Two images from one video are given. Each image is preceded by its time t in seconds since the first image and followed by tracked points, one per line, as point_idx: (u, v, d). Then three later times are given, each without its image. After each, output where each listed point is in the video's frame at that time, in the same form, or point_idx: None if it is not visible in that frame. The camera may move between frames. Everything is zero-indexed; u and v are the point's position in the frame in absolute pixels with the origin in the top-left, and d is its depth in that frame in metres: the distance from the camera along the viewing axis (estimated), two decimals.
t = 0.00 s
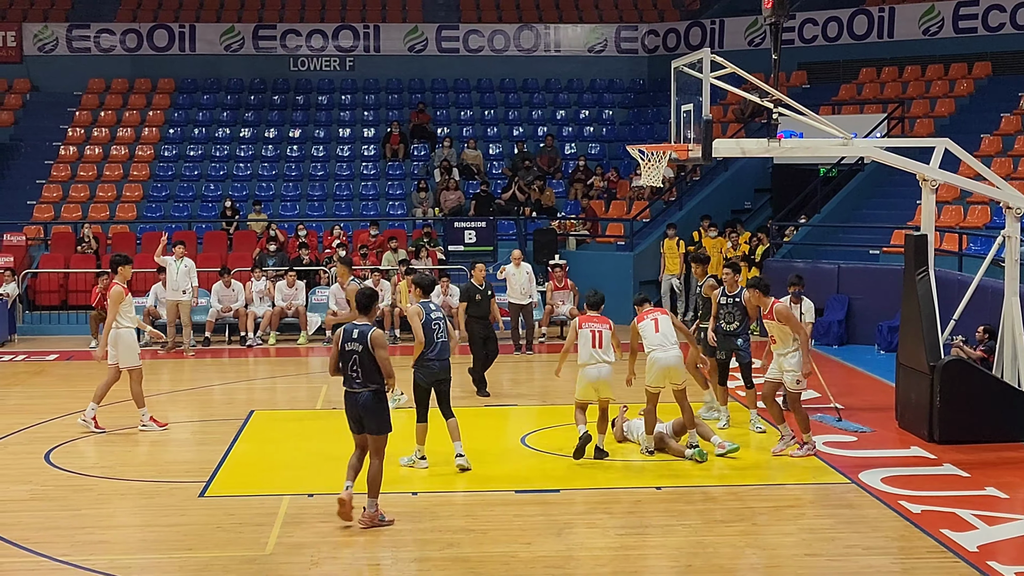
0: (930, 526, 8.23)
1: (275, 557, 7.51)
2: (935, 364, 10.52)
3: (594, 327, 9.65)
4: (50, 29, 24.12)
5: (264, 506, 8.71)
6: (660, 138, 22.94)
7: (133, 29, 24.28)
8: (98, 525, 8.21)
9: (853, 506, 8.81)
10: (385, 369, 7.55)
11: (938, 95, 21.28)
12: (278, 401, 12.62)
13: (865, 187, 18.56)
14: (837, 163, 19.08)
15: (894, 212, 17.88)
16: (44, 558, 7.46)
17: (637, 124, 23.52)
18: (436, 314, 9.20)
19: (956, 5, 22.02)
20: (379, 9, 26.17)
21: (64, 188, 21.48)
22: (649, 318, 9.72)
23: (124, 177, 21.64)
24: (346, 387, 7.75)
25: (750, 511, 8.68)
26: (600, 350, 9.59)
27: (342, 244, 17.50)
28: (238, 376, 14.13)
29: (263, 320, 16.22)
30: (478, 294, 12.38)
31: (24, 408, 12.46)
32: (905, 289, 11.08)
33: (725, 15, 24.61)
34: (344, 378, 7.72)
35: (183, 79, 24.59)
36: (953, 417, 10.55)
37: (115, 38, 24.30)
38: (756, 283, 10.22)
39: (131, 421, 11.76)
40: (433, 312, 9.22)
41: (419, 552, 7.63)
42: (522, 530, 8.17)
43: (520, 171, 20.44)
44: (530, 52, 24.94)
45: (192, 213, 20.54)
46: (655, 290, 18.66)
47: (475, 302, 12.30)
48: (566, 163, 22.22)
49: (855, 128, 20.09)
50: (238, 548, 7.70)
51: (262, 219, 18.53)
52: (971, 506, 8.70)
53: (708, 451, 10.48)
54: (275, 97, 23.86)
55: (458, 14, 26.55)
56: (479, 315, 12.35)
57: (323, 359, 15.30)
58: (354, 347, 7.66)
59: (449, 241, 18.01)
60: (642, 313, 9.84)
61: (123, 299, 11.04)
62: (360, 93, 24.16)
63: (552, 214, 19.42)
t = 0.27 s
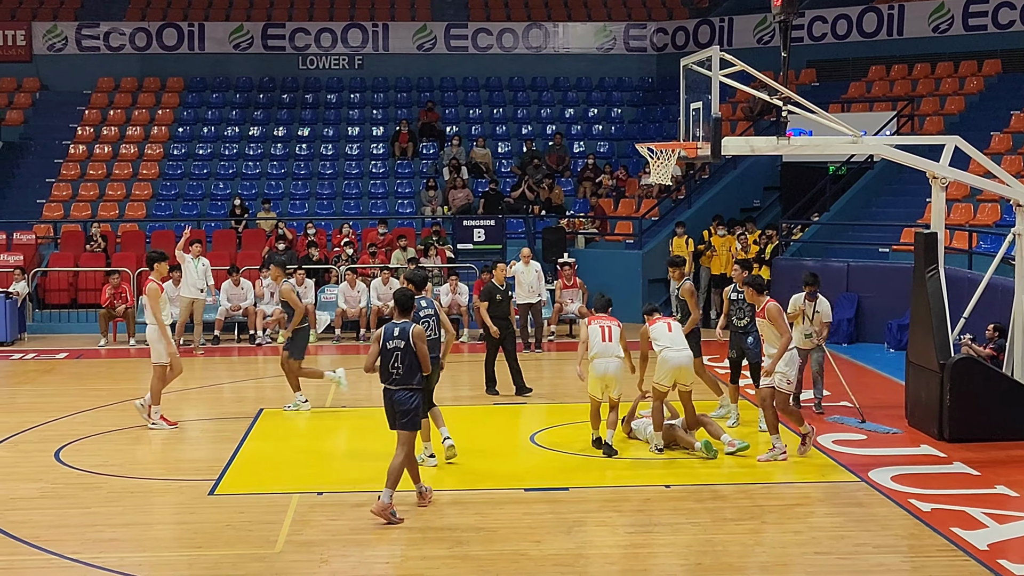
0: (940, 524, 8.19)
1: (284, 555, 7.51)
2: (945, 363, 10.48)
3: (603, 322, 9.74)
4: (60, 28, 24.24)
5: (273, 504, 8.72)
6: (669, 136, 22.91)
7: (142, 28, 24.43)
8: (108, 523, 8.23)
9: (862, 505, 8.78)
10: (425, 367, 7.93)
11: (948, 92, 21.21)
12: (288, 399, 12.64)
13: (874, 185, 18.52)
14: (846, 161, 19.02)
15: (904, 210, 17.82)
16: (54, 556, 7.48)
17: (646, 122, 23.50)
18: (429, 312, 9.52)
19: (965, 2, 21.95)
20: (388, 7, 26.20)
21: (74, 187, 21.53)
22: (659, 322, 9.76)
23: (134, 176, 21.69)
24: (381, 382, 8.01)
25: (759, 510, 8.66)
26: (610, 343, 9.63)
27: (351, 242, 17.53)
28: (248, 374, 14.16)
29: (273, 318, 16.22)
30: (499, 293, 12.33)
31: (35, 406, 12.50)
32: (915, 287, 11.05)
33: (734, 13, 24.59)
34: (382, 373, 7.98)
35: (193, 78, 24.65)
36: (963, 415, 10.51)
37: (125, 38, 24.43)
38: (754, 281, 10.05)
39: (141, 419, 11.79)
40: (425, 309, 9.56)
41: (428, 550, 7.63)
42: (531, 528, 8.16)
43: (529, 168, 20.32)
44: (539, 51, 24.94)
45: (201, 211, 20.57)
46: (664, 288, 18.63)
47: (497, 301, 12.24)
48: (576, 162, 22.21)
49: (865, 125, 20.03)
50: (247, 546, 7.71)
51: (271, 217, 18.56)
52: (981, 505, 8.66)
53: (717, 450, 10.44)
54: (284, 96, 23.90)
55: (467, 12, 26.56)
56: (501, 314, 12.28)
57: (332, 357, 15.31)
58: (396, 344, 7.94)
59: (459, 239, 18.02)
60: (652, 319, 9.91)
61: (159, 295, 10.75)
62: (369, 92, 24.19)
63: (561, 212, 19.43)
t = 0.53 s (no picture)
0: (957, 524, 8.15)
1: (301, 553, 7.52)
2: (962, 362, 10.42)
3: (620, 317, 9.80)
4: (77, 28, 24.36)
5: (289, 503, 8.73)
6: (684, 135, 22.86)
7: (158, 27, 24.53)
8: (125, 521, 8.26)
9: (879, 504, 8.74)
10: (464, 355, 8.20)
11: (965, 91, 21.09)
12: (304, 398, 12.66)
13: (890, 183, 18.44)
14: (862, 160, 18.94)
15: (920, 208, 17.74)
16: (72, 554, 7.51)
17: (661, 120, 23.45)
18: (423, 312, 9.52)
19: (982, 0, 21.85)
20: (404, 6, 26.22)
21: (90, 186, 21.61)
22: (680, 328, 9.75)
23: (150, 175, 21.76)
24: (421, 372, 8.32)
25: (775, 509, 8.63)
26: (625, 337, 9.66)
27: (366, 241, 17.55)
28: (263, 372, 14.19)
29: (289, 317, 16.25)
30: (527, 293, 12.15)
31: (52, 405, 12.56)
32: (931, 286, 10.98)
33: (749, 12, 24.52)
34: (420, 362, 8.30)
35: (208, 77, 24.72)
36: (980, 415, 10.45)
37: (140, 37, 24.52)
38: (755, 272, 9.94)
39: (157, 418, 11.83)
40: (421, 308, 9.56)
41: (445, 549, 7.62)
42: (546, 527, 8.15)
43: (542, 167, 19.95)
44: (554, 49, 24.89)
45: (217, 210, 20.62)
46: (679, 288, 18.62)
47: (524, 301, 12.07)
48: (591, 161, 22.17)
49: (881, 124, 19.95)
50: (264, 544, 7.72)
51: (286, 217, 18.59)
52: (1000, 504, 8.61)
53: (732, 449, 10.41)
54: (300, 95, 23.94)
55: (482, 11, 26.55)
56: (528, 315, 12.10)
57: (348, 356, 15.32)
58: (435, 334, 8.26)
59: (474, 238, 18.01)
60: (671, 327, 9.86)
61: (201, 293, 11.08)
62: (384, 91, 24.21)
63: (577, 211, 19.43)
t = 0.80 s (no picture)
0: (981, 523, 8.09)
1: (322, 551, 7.55)
2: (985, 360, 10.35)
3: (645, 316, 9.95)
4: (99, 27, 24.52)
5: (311, 500, 8.76)
6: (705, 133, 22.79)
7: (179, 26, 24.57)
8: (148, 519, 8.31)
9: (902, 503, 8.69)
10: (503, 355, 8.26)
11: (988, 88, 20.91)
12: (325, 396, 12.70)
13: (912, 181, 18.33)
14: (884, 157, 18.83)
15: (942, 206, 17.62)
16: (95, 551, 7.56)
17: (682, 119, 23.38)
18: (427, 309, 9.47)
19: None
20: (424, 5, 26.23)
21: (112, 185, 21.73)
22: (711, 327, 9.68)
23: (172, 174, 21.87)
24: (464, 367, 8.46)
25: (798, 507, 8.59)
26: (648, 334, 9.80)
27: (387, 240, 17.58)
28: (284, 371, 14.24)
29: (310, 315, 16.33)
30: (555, 292, 12.08)
31: (75, 402, 12.65)
32: (954, 284, 10.90)
33: (770, 9, 24.40)
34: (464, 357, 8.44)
35: (230, 76, 24.81)
36: (1004, 414, 10.37)
37: (162, 36, 24.59)
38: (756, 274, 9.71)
39: (179, 416, 11.89)
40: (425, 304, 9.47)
41: (466, 547, 7.63)
42: (567, 525, 8.15)
43: (564, 165, 20.31)
44: (575, 48, 24.87)
45: (238, 209, 20.71)
46: (700, 286, 18.59)
47: (552, 301, 11.99)
48: (611, 159, 22.12)
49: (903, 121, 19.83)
50: (286, 541, 7.75)
51: (307, 215, 18.63)
52: None
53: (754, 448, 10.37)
54: (320, 94, 24.00)
55: (502, 9, 26.52)
56: (556, 314, 12.01)
57: (369, 354, 15.35)
58: (475, 332, 8.36)
59: (494, 237, 17.99)
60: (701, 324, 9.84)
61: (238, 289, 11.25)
62: (405, 90, 24.24)
63: (597, 209, 19.41)
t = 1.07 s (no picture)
0: (1004, 522, 8.03)
1: (344, 548, 7.56)
2: (1009, 358, 10.26)
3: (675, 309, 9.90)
4: (122, 25, 24.72)
5: (333, 497, 8.78)
6: (727, 130, 22.73)
7: (202, 24, 24.74)
8: (171, 516, 8.34)
9: (925, 501, 8.63)
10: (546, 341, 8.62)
11: (1013, 85, 20.73)
12: (347, 394, 12.74)
13: (935, 179, 18.22)
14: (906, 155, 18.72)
15: (965, 204, 17.49)
16: (119, 548, 7.60)
17: (703, 116, 23.32)
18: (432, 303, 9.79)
19: None
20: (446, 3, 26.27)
21: (135, 182, 21.83)
22: (743, 323, 9.49)
23: (194, 172, 21.96)
24: (504, 355, 8.74)
25: (820, 506, 8.55)
26: (677, 329, 9.78)
27: (409, 237, 17.63)
28: (307, 368, 14.30)
29: (332, 313, 16.38)
30: (579, 291, 11.97)
31: (98, 399, 12.73)
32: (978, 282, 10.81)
33: (794, 6, 24.30)
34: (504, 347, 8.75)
35: (252, 74, 24.91)
36: None
37: (185, 34, 24.78)
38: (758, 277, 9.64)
39: (202, 413, 11.95)
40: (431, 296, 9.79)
41: (488, 544, 7.63)
42: (589, 523, 8.13)
43: (586, 163, 20.35)
44: (597, 45, 24.88)
45: (260, 207, 20.78)
46: (722, 284, 18.49)
47: (576, 300, 11.94)
48: (633, 157, 22.08)
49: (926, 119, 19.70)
50: (308, 538, 7.77)
51: (329, 213, 18.69)
52: None
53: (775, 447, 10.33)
54: (342, 92, 24.06)
55: (524, 7, 26.52)
56: (580, 313, 11.97)
57: (390, 352, 15.39)
58: (519, 319, 8.68)
59: (516, 235, 17.99)
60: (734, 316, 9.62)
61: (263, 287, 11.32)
62: (427, 88, 24.27)
63: (619, 207, 19.38)
